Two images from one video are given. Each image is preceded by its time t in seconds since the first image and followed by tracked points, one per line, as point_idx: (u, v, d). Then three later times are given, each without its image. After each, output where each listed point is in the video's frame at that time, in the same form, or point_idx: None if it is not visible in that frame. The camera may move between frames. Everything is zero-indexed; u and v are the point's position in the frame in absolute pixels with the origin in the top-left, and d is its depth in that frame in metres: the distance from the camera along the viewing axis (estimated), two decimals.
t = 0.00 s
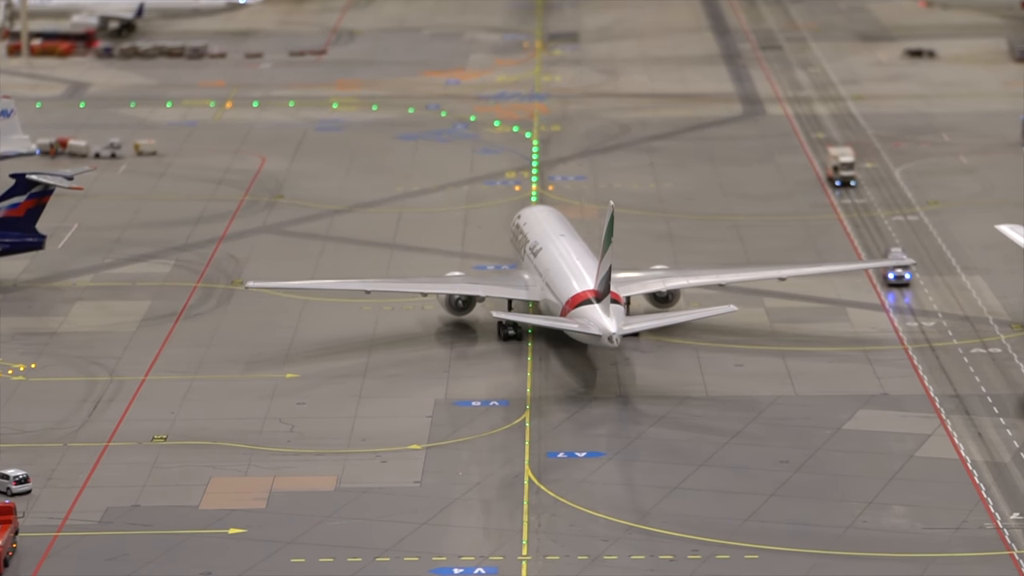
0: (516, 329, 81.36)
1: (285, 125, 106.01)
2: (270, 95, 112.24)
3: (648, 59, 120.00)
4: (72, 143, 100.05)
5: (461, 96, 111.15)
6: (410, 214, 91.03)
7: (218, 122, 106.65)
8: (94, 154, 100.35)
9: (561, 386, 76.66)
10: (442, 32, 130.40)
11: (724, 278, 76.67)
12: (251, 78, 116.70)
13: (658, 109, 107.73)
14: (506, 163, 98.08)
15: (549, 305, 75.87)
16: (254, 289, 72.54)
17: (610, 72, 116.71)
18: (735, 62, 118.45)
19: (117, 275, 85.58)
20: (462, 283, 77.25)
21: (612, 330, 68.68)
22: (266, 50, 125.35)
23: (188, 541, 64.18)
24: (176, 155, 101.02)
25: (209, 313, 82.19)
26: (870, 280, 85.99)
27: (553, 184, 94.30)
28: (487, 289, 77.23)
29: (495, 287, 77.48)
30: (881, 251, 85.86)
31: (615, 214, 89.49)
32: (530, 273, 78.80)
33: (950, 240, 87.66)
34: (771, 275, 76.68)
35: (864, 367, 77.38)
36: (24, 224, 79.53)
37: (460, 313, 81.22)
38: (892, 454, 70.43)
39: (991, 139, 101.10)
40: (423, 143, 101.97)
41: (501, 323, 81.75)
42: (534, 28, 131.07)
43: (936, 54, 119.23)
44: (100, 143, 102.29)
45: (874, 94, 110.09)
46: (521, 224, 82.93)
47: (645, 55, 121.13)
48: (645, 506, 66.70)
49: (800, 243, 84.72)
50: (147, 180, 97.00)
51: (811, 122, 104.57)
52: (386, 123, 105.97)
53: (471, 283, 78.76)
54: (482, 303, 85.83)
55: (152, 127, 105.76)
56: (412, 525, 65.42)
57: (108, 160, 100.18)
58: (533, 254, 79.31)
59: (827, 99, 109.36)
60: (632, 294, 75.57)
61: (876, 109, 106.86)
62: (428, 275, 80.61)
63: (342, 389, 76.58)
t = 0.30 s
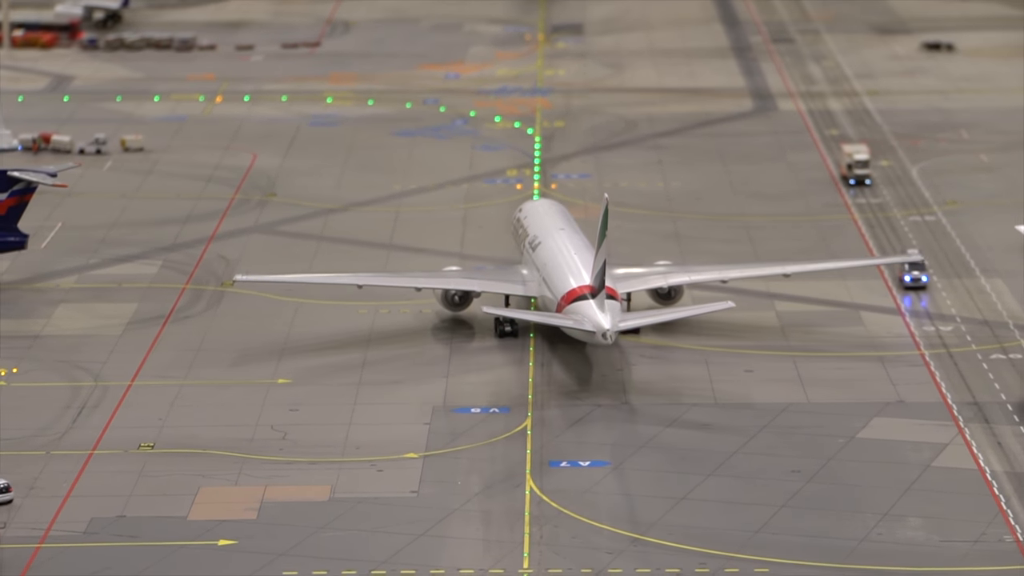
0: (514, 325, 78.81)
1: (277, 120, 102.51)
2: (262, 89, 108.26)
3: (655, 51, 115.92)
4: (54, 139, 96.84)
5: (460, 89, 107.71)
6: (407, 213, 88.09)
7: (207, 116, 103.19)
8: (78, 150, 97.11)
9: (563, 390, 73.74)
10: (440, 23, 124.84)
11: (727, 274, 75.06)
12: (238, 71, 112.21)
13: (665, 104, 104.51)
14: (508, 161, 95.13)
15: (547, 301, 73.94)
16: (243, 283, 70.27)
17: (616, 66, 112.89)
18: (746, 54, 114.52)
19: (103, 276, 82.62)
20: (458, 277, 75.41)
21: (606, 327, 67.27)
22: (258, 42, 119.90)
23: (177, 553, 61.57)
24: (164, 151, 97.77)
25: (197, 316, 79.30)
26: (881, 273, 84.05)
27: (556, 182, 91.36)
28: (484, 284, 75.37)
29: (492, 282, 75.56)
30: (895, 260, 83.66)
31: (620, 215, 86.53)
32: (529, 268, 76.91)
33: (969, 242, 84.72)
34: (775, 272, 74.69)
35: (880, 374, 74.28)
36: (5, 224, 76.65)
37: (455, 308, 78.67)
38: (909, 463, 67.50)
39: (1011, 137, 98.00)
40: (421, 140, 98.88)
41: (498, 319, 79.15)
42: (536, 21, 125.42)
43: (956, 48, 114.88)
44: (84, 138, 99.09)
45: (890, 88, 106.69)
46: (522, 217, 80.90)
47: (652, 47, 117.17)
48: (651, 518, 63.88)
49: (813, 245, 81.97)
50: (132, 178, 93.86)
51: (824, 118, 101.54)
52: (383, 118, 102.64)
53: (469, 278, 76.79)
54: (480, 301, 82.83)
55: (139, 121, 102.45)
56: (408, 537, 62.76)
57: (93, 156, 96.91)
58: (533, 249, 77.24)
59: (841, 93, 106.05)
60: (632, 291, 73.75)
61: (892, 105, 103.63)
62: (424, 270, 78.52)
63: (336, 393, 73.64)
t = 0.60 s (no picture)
0: (509, 318, 76.41)
1: (267, 112, 99.41)
2: (252, 79, 105.02)
3: (661, 42, 112.56)
4: (36, 130, 93.85)
5: (458, 80, 104.72)
6: (403, 209, 85.20)
7: (194, 107, 100.14)
8: (60, 142, 94.12)
9: (564, 395, 70.62)
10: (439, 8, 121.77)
11: (729, 265, 73.03)
12: (227, 61, 108.84)
13: (672, 96, 101.46)
14: (508, 155, 92.26)
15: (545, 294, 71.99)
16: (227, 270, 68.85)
17: (620, 56, 109.56)
18: (756, 45, 111.15)
19: (85, 274, 79.77)
20: (452, 269, 73.57)
21: (599, 319, 65.46)
22: (247, 31, 116.04)
23: (162, 562, 58.88)
24: (149, 143, 94.77)
25: (184, 315, 76.46)
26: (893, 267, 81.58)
27: (558, 177, 88.48)
28: (478, 274, 73.47)
29: (488, 273, 73.70)
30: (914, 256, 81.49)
31: (624, 211, 83.59)
32: (526, 259, 74.83)
33: (988, 240, 81.73)
34: (778, 263, 73.03)
35: (895, 378, 71.31)
36: None
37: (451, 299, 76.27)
38: (925, 470, 64.55)
39: None
40: (418, 133, 96.01)
41: (494, 311, 76.79)
42: (538, 8, 121.87)
43: (975, 38, 111.40)
44: (67, 130, 96.10)
45: (905, 80, 103.55)
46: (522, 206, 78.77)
47: (658, 36, 113.93)
48: (656, 526, 61.01)
49: (826, 243, 79.00)
50: (117, 171, 90.93)
51: (837, 111, 98.55)
52: (378, 110, 99.66)
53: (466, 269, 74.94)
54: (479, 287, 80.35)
55: (124, 112, 99.44)
56: (403, 546, 59.94)
57: (76, 149, 93.92)
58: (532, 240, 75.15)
59: (854, 85, 102.98)
60: (632, 282, 71.65)
61: (907, 97, 100.57)
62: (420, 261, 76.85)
63: (326, 395, 70.78)
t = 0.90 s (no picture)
0: (504, 313, 75.21)
1: (261, 111, 97.89)
2: (245, 77, 103.46)
3: (663, 40, 111.01)
4: (24, 130, 92.28)
5: (456, 79, 103.18)
6: (399, 210, 83.72)
7: (185, 106, 98.58)
8: (48, 142, 92.56)
9: (564, 399, 69.03)
10: (437, 6, 119.93)
11: (727, 262, 72.44)
12: (220, 59, 107.27)
13: (674, 95, 99.92)
14: (506, 155, 90.78)
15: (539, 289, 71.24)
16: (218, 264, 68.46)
17: (621, 54, 108.01)
18: (760, 43, 109.59)
19: (73, 276, 78.23)
20: (446, 262, 72.88)
21: (589, 314, 65.24)
22: (239, 28, 114.50)
23: (152, 571, 57.42)
24: (139, 143, 93.25)
25: (174, 319, 74.90)
26: (898, 262, 80.14)
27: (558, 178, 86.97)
28: (472, 269, 72.69)
29: (482, 267, 72.98)
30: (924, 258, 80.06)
31: (625, 213, 82.11)
32: (522, 254, 73.90)
33: (997, 242, 80.25)
34: (776, 258, 72.40)
35: (901, 384, 69.71)
36: None
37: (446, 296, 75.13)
38: (932, 478, 63.03)
39: None
40: (413, 132, 94.56)
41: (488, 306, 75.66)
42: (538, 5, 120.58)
43: (983, 36, 109.92)
44: (56, 130, 94.55)
45: (913, 79, 102.09)
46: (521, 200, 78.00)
47: (659, 35, 112.36)
48: (658, 535, 59.52)
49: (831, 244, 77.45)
50: (106, 172, 89.39)
51: (843, 110, 97.05)
52: (374, 110, 98.15)
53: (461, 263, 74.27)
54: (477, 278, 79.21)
55: (113, 111, 97.88)
56: (398, 556, 58.42)
57: (65, 149, 92.37)
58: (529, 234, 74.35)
59: (860, 84, 101.43)
60: (628, 277, 71.28)
61: (914, 96, 99.05)
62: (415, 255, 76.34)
63: (319, 400, 69.22)
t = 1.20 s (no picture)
0: (502, 309, 73.93)
1: (255, 111, 96.22)
2: (238, 76, 101.74)
3: (668, 37, 109.19)
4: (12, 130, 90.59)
5: (455, 78, 101.45)
6: (397, 212, 81.99)
7: (177, 106, 96.86)
8: (37, 142, 90.87)
9: (565, 408, 67.09)
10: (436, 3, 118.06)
11: (728, 258, 71.35)
12: (214, 57, 105.52)
13: (679, 94, 98.15)
14: (506, 156, 89.06)
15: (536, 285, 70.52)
16: (208, 259, 68.07)
17: (625, 52, 106.24)
18: (767, 41, 107.82)
19: (62, 280, 76.51)
20: (443, 258, 71.96)
21: (577, 309, 65.28)
22: (233, 26, 112.79)
23: None
24: (130, 144, 91.59)
25: (166, 324, 73.11)
26: (909, 264, 78.02)
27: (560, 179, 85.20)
28: (469, 265, 71.87)
29: (480, 262, 72.06)
30: (936, 262, 77.80)
31: (629, 215, 80.39)
32: (521, 250, 73.13)
33: (1010, 245, 78.48)
34: (778, 256, 70.98)
35: (912, 392, 67.87)
36: None
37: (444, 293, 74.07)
38: (944, 487, 61.20)
39: None
40: (412, 133, 92.89)
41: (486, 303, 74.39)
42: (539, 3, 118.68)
43: (997, 34, 108.02)
44: (44, 130, 92.85)
45: (925, 78, 100.29)
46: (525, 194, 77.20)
47: (663, 32, 110.55)
48: (662, 545, 57.73)
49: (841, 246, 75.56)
50: (96, 173, 87.68)
51: (852, 110, 95.31)
52: (371, 110, 96.47)
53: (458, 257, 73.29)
54: (476, 277, 77.62)
55: (104, 111, 96.19)
56: (396, 567, 56.63)
57: (53, 149, 90.72)
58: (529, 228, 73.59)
59: (870, 83, 99.66)
60: (626, 273, 70.05)
61: (926, 96, 97.28)
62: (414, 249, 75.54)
63: (315, 406, 67.40)
